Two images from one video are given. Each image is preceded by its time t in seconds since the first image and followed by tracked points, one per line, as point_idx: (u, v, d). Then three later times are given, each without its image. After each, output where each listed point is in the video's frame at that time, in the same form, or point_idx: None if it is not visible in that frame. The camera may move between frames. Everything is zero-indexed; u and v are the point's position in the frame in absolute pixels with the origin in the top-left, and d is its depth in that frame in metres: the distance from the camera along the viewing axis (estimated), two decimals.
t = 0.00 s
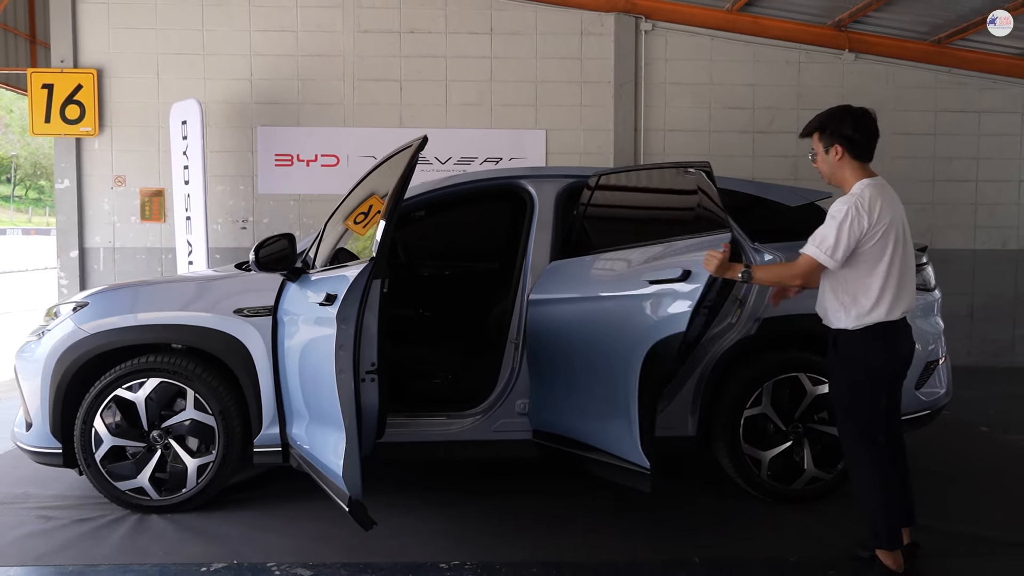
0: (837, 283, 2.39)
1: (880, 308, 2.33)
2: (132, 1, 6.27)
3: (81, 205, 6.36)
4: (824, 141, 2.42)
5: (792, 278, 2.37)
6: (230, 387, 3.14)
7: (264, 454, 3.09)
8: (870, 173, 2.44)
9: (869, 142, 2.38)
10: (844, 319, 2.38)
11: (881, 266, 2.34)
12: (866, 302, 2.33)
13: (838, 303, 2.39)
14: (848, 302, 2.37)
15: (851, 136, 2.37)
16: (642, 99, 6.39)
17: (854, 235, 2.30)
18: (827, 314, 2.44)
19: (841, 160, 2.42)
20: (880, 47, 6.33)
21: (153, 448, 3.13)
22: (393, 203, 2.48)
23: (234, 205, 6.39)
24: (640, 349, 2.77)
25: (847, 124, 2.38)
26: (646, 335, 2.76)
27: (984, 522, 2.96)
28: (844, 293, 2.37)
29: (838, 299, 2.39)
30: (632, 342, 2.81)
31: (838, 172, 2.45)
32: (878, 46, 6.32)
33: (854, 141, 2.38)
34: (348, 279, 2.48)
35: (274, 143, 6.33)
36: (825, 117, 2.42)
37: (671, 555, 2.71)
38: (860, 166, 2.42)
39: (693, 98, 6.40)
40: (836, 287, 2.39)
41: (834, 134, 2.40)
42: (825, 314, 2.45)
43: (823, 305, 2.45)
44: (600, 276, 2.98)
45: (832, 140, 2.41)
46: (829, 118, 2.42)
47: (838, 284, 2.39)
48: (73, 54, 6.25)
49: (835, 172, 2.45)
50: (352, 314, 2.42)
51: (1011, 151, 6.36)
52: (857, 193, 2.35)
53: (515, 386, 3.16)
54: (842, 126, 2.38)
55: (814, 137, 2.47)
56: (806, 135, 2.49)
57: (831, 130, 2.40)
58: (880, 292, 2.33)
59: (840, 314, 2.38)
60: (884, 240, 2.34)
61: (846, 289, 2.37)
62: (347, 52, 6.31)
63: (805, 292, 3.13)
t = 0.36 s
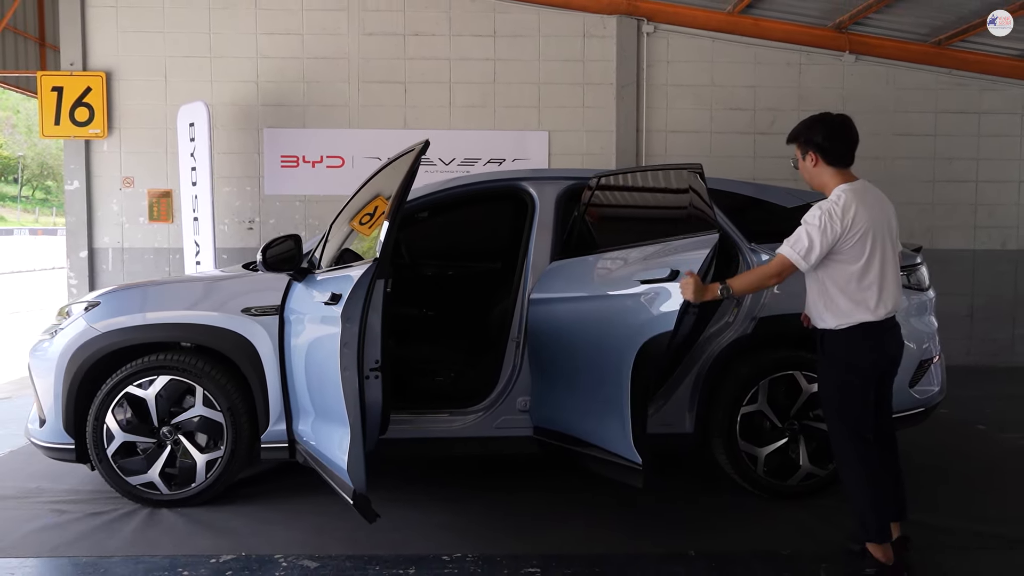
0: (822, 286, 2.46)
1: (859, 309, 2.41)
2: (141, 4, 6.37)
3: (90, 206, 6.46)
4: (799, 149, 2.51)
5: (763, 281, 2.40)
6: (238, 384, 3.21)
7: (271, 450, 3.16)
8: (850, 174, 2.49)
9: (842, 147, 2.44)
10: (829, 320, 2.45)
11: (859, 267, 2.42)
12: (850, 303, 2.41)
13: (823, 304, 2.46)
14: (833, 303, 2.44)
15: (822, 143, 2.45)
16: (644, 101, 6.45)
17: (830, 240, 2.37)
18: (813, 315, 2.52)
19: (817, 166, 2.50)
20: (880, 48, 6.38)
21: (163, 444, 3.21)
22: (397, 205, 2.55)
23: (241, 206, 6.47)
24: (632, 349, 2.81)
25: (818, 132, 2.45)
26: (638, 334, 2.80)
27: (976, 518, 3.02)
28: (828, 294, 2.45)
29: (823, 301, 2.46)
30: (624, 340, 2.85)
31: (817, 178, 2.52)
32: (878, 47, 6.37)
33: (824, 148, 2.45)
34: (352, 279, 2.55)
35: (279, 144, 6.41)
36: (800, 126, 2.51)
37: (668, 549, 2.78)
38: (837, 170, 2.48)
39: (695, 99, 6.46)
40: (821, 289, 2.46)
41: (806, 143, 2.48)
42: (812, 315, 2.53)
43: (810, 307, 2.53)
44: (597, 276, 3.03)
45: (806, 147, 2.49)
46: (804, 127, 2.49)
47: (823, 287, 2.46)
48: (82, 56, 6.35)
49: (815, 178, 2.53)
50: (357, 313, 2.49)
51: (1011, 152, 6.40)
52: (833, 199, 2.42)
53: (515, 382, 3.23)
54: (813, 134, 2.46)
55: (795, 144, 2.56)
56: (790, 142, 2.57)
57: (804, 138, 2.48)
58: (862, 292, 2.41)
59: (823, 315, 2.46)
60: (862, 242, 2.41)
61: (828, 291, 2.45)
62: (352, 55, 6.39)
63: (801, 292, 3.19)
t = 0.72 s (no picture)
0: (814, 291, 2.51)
1: (851, 312, 2.44)
2: (146, 7, 6.42)
3: (96, 207, 6.52)
4: (783, 154, 2.55)
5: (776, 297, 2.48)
6: (241, 384, 3.26)
7: (275, 448, 3.21)
8: (835, 177, 2.53)
9: (824, 152, 2.48)
10: (820, 324, 2.49)
11: (849, 271, 2.45)
12: (839, 307, 2.45)
13: (814, 309, 2.50)
14: (823, 307, 2.48)
15: (804, 148, 2.49)
16: (646, 102, 6.48)
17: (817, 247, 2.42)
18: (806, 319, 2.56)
19: (802, 170, 2.54)
20: (881, 49, 6.40)
21: (168, 442, 3.26)
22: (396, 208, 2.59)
23: (246, 206, 6.52)
24: (628, 348, 2.84)
25: (799, 137, 2.50)
26: (635, 333, 2.83)
27: (969, 516, 3.06)
28: (819, 299, 2.49)
29: (814, 306, 2.50)
30: (622, 339, 2.88)
31: (802, 182, 2.57)
32: (879, 48, 6.39)
33: (805, 154, 2.50)
34: (354, 280, 2.59)
35: (284, 145, 6.46)
36: (782, 131, 2.55)
37: (664, 546, 2.82)
38: (821, 172, 2.52)
39: (696, 100, 6.49)
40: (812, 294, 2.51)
41: (789, 149, 2.53)
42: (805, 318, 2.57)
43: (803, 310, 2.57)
44: (594, 279, 3.07)
45: (789, 152, 2.54)
46: (788, 132, 2.53)
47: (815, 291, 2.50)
48: (89, 58, 6.41)
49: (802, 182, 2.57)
50: (357, 313, 2.54)
51: (1011, 153, 6.42)
52: (818, 206, 2.46)
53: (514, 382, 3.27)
54: (794, 139, 2.51)
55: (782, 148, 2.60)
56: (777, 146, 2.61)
57: (787, 143, 2.53)
58: (851, 296, 2.44)
59: (817, 320, 2.50)
60: (850, 247, 2.44)
61: (820, 296, 2.49)
62: (355, 56, 6.44)
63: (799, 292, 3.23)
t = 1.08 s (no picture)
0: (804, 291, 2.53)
1: (842, 313, 2.46)
2: (147, 8, 6.46)
3: (97, 207, 6.55)
4: (781, 154, 2.57)
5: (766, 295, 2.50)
6: (240, 384, 3.29)
7: (273, 447, 3.24)
8: (832, 180, 2.54)
9: (822, 154, 2.50)
10: (809, 324, 2.51)
11: (841, 272, 2.47)
12: (830, 307, 2.47)
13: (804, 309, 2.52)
14: (813, 308, 2.50)
15: (802, 149, 2.51)
16: (645, 103, 6.50)
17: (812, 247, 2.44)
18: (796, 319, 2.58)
19: (798, 171, 2.56)
20: (880, 50, 6.42)
21: (168, 442, 3.29)
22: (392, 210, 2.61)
23: (246, 207, 6.55)
24: (622, 348, 2.85)
25: (799, 138, 2.51)
26: (628, 333, 2.84)
27: (962, 515, 3.07)
28: (809, 300, 2.51)
29: (804, 306, 2.53)
30: (614, 340, 2.90)
31: (797, 183, 2.59)
32: (878, 49, 6.40)
33: (803, 155, 2.51)
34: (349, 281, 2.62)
35: (284, 147, 6.49)
36: (781, 132, 2.56)
37: (658, 545, 2.84)
38: (818, 174, 2.54)
39: (695, 101, 6.51)
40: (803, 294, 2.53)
41: (787, 150, 2.54)
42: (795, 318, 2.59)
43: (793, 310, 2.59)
44: (589, 279, 3.08)
45: (788, 152, 2.55)
46: (787, 132, 2.55)
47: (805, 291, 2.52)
48: (90, 60, 6.44)
49: (798, 183, 2.59)
50: (352, 313, 2.56)
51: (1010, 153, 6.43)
52: (814, 206, 2.48)
53: (510, 382, 3.31)
54: (793, 140, 2.52)
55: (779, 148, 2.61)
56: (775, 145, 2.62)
57: (786, 143, 2.54)
58: (841, 297, 2.47)
59: (807, 320, 2.52)
60: (843, 248, 2.47)
61: (812, 296, 2.51)
62: (356, 58, 6.47)
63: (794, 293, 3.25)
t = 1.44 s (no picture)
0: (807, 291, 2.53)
1: (843, 313, 2.47)
2: (146, 8, 6.47)
3: (96, 207, 6.57)
4: (791, 151, 2.56)
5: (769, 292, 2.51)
6: (235, 383, 3.30)
7: (268, 446, 3.25)
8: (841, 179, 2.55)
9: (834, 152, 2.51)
10: (809, 322, 2.52)
11: (845, 272, 2.48)
12: (831, 307, 2.48)
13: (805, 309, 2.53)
14: (814, 308, 2.50)
15: (816, 146, 2.51)
16: (643, 102, 6.51)
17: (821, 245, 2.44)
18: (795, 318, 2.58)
19: (809, 169, 2.55)
20: (877, 50, 6.42)
21: (163, 441, 3.30)
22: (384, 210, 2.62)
23: (245, 207, 6.56)
24: (615, 347, 2.86)
25: (813, 135, 2.51)
26: (621, 333, 2.85)
27: (955, 515, 3.08)
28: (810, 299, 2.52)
29: (805, 305, 2.53)
30: (608, 339, 2.91)
31: (806, 182, 2.59)
32: (875, 49, 6.40)
33: (815, 152, 2.51)
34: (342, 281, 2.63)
35: (283, 147, 6.50)
36: (793, 129, 2.57)
37: (652, 544, 2.85)
38: (829, 172, 2.54)
39: (693, 101, 6.51)
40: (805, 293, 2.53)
41: (799, 147, 2.54)
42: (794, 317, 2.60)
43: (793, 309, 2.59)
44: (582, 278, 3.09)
45: (800, 150, 2.54)
46: (799, 129, 2.55)
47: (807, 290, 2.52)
48: (89, 60, 6.46)
49: (806, 182, 2.59)
50: (345, 313, 2.57)
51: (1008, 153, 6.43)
52: (824, 204, 2.48)
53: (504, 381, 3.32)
54: (807, 137, 2.52)
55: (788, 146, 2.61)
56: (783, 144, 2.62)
57: (799, 140, 2.54)
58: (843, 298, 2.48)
59: (808, 319, 2.52)
60: (849, 248, 2.48)
61: (813, 295, 2.52)
62: (354, 59, 6.48)
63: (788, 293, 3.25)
